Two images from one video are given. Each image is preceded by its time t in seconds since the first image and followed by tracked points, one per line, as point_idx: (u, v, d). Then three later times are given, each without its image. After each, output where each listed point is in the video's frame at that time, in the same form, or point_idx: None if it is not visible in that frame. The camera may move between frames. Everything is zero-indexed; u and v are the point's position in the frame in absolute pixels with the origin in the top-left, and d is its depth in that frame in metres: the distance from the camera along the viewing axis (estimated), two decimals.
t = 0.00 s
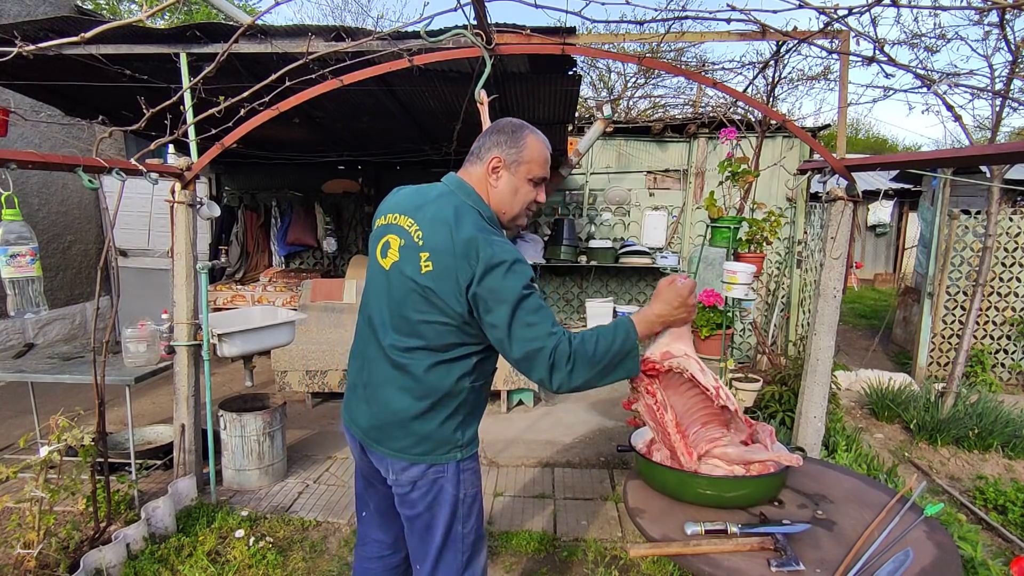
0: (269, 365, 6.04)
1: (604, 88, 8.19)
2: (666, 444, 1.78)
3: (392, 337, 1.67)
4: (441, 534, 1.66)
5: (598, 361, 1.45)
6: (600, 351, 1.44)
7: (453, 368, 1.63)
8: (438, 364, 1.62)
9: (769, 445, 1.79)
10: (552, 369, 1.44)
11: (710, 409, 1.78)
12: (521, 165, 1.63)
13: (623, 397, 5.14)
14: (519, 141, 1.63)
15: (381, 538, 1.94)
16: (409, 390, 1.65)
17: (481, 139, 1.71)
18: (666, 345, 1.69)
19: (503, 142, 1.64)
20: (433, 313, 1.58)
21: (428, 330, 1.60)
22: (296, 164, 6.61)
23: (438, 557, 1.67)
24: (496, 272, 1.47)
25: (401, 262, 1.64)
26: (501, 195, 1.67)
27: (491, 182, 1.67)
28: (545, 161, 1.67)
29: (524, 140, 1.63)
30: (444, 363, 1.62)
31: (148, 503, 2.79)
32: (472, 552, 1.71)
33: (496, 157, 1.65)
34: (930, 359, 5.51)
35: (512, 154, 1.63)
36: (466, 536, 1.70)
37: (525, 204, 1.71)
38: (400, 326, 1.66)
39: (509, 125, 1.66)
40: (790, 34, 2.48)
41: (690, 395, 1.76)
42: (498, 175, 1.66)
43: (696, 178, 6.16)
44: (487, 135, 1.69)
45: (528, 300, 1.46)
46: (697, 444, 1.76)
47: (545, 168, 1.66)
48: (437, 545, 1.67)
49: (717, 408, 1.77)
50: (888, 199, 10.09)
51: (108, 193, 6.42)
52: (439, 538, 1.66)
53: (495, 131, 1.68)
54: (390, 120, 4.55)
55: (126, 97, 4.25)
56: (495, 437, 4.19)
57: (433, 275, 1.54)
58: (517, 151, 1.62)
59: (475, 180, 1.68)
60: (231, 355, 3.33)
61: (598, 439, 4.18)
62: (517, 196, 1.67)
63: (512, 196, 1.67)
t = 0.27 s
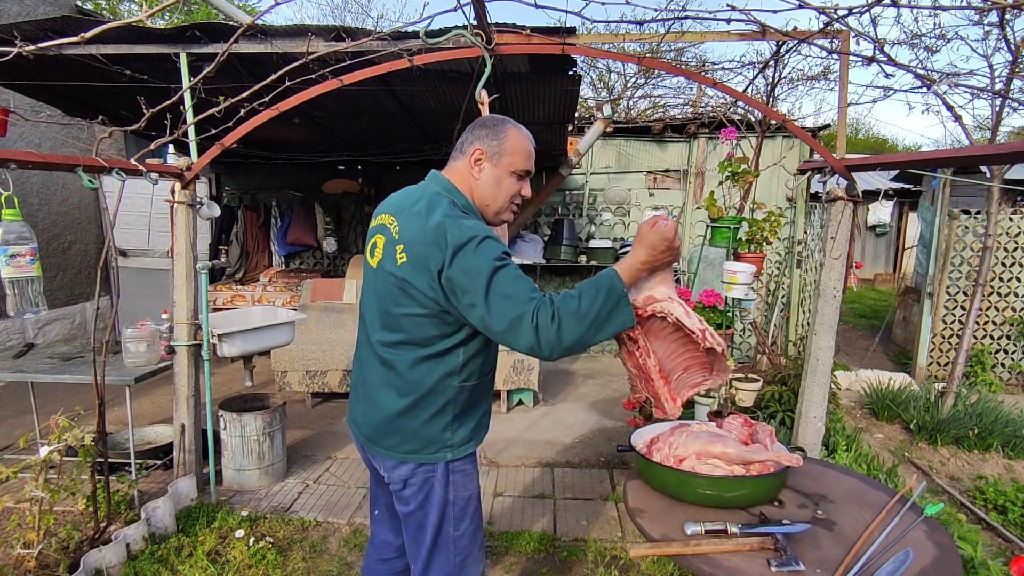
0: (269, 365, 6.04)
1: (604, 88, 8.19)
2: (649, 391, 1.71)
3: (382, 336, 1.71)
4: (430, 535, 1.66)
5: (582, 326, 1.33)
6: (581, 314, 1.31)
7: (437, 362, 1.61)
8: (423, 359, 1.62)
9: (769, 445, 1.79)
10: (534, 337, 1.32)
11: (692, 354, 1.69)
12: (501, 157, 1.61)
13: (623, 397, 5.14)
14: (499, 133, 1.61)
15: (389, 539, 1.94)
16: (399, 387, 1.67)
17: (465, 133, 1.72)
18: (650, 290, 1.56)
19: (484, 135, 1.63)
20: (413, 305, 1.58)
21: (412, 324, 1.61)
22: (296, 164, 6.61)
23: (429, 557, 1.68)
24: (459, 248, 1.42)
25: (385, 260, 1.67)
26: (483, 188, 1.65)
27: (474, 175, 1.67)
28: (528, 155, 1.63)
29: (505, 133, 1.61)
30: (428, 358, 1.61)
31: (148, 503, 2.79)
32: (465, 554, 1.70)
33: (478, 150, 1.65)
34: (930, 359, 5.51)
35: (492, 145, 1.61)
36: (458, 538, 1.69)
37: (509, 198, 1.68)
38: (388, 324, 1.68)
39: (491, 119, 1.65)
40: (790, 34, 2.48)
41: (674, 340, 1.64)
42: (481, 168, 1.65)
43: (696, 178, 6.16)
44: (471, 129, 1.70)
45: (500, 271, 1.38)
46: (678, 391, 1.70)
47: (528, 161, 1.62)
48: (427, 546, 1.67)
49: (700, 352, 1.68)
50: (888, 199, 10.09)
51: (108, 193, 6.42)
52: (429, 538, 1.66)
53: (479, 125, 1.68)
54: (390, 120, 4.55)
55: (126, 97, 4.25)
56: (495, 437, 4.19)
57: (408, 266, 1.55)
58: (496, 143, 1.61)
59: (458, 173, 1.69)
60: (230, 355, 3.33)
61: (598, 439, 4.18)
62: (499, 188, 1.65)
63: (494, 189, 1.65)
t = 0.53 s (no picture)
0: (269, 365, 6.04)
1: (604, 88, 8.19)
2: (634, 368, 1.80)
3: (378, 335, 1.71)
4: (431, 535, 1.66)
5: (576, 308, 1.33)
6: (573, 296, 1.32)
7: (434, 358, 1.61)
8: (420, 355, 1.62)
9: (769, 445, 1.79)
10: (528, 319, 1.33)
11: (679, 336, 1.73)
12: (492, 154, 1.61)
13: (623, 397, 5.14)
14: (489, 131, 1.61)
15: (389, 541, 1.95)
16: (397, 385, 1.67)
17: (456, 132, 1.73)
18: (640, 269, 1.58)
19: (475, 133, 1.64)
20: (408, 301, 1.59)
21: (407, 322, 1.61)
22: (296, 164, 6.61)
23: (430, 557, 1.68)
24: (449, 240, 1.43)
25: (379, 259, 1.68)
26: (474, 185, 1.65)
27: (465, 173, 1.67)
28: (519, 152, 1.63)
29: (496, 131, 1.61)
30: (425, 354, 1.61)
31: (148, 503, 2.79)
32: (466, 554, 1.70)
33: (469, 147, 1.65)
34: (930, 359, 5.51)
35: (482, 143, 1.62)
36: (458, 538, 1.69)
37: (501, 195, 1.67)
38: (384, 322, 1.69)
39: (482, 118, 1.66)
40: (790, 34, 2.48)
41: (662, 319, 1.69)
42: (472, 165, 1.65)
43: (696, 178, 6.16)
44: (461, 128, 1.70)
45: (492, 258, 1.39)
46: (663, 372, 1.76)
47: (518, 159, 1.62)
48: (427, 545, 1.67)
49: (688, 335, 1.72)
50: (888, 199, 10.09)
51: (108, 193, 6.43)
52: (429, 538, 1.66)
53: (470, 123, 1.69)
54: (390, 120, 4.55)
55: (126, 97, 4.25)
56: (495, 437, 4.19)
57: (401, 262, 1.55)
58: (486, 140, 1.61)
59: (449, 172, 1.69)
60: (230, 355, 3.33)
61: (598, 439, 4.18)
62: (489, 184, 1.65)
63: (485, 186, 1.64)
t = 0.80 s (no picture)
0: (269, 365, 6.04)
1: (604, 88, 8.19)
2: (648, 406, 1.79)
3: (380, 335, 1.71)
4: (433, 535, 1.66)
5: (585, 316, 1.36)
6: (585, 304, 1.35)
7: (437, 360, 1.61)
8: (423, 357, 1.62)
9: (769, 445, 1.79)
10: (539, 324, 1.35)
11: (695, 375, 1.74)
12: (497, 157, 1.62)
13: (623, 397, 5.14)
14: (495, 133, 1.61)
15: (388, 542, 1.95)
16: (400, 386, 1.67)
17: (459, 133, 1.72)
18: (654, 300, 1.64)
19: (480, 135, 1.63)
20: (412, 303, 1.59)
21: (410, 323, 1.61)
22: (296, 164, 6.61)
23: (431, 558, 1.67)
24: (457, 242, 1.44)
25: (381, 259, 1.67)
26: (479, 187, 1.66)
27: (469, 174, 1.67)
28: (523, 155, 1.64)
29: (501, 133, 1.62)
30: (428, 355, 1.61)
31: (148, 503, 2.79)
32: (467, 555, 1.70)
33: (474, 149, 1.65)
34: (930, 359, 5.51)
35: (488, 145, 1.62)
36: (459, 538, 1.69)
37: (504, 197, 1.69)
38: (386, 323, 1.68)
39: (486, 120, 1.65)
40: (790, 34, 2.48)
41: (676, 354, 1.71)
42: (477, 167, 1.66)
43: (696, 178, 6.15)
44: (465, 129, 1.70)
45: (501, 262, 1.40)
46: (677, 410, 1.75)
47: (522, 161, 1.64)
48: (428, 546, 1.66)
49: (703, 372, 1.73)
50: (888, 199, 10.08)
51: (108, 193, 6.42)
52: (431, 539, 1.66)
53: (473, 124, 1.68)
54: (390, 120, 4.55)
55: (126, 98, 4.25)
56: (495, 437, 4.19)
57: (406, 264, 1.55)
58: (492, 143, 1.61)
59: (453, 173, 1.69)
60: (230, 355, 3.33)
61: (598, 439, 4.18)
62: (494, 186, 1.66)
63: (489, 188, 1.66)
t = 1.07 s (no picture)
0: (269, 365, 6.05)
1: (604, 88, 8.19)
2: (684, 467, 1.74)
3: (389, 338, 1.68)
4: (440, 537, 1.66)
5: (612, 339, 1.47)
6: (613, 328, 1.47)
7: (451, 365, 1.62)
8: (437, 362, 1.62)
9: (769, 444, 1.79)
10: (571, 342, 1.44)
11: (728, 435, 1.71)
12: (513, 161, 1.64)
13: (623, 397, 5.14)
14: (510, 137, 1.64)
15: (385, 542, 1.95)
16: (410, 390, 1.65)
17: (470, 136, 1.72)
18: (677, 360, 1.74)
19: (495, 138, 1.65)
20: (429, 308, 1.58)
21: (425, 327, 1.60)
22: (296, 164, 6.61)
23: (438, 559, 1.67)
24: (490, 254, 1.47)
25: (394, 260, 1.65)
26: (494, 191, 1.68)
27: (484, 178, 1.68)
28: (536, 158, 1.68)
29: (516, 137, 1.64)
30: (443, 360, 1.62)
31: (148, 503, 2.79)
32: (472, 556, 1.70)
33: (488, 153, 1.66)
34: (930, 359, 5.51)
35: (504, 149, 1.64)
36: (465, 540, 1.69)
37: (518, 201, 1.72)
38: (396, 326, 1.66)
39: (500, 123, 1.67)
40: (790, 34, 2.48)
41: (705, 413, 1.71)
42: (491, 171, 1.67)
43: (696, 178, 6.16)
44: (477, 133, 1.70)
45: (533, 279, 1.47)
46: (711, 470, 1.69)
47: (536, 165, 1.68)
48: (435, 547, 1.66)
49: (734, 430, 1.70)
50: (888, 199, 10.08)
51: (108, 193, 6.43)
52: (438, 540, 1.66)
53: (486, 127, 1.69)
54: (390, 120, 4.55)
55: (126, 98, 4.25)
56: (495, 437, 4.19)
57: (427, 269, 1.55)
58: (508, 147, 1.63)
59: (467, 177, 1.69)
60: (230, 355, 3.33)
61: (598, 439, 4.18)
62: (510, 190, 1.68)
63: (504, 192, 1.68)
